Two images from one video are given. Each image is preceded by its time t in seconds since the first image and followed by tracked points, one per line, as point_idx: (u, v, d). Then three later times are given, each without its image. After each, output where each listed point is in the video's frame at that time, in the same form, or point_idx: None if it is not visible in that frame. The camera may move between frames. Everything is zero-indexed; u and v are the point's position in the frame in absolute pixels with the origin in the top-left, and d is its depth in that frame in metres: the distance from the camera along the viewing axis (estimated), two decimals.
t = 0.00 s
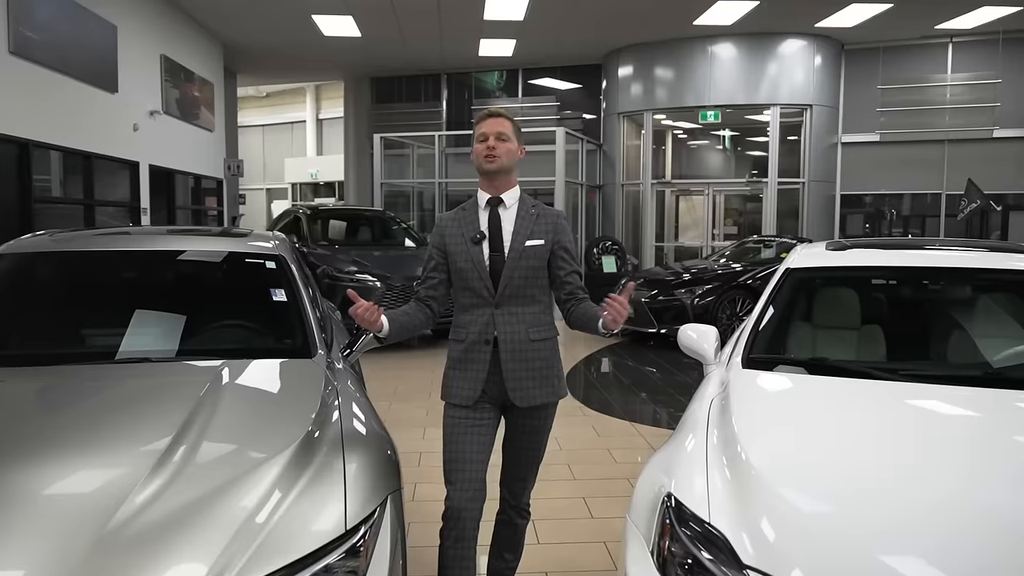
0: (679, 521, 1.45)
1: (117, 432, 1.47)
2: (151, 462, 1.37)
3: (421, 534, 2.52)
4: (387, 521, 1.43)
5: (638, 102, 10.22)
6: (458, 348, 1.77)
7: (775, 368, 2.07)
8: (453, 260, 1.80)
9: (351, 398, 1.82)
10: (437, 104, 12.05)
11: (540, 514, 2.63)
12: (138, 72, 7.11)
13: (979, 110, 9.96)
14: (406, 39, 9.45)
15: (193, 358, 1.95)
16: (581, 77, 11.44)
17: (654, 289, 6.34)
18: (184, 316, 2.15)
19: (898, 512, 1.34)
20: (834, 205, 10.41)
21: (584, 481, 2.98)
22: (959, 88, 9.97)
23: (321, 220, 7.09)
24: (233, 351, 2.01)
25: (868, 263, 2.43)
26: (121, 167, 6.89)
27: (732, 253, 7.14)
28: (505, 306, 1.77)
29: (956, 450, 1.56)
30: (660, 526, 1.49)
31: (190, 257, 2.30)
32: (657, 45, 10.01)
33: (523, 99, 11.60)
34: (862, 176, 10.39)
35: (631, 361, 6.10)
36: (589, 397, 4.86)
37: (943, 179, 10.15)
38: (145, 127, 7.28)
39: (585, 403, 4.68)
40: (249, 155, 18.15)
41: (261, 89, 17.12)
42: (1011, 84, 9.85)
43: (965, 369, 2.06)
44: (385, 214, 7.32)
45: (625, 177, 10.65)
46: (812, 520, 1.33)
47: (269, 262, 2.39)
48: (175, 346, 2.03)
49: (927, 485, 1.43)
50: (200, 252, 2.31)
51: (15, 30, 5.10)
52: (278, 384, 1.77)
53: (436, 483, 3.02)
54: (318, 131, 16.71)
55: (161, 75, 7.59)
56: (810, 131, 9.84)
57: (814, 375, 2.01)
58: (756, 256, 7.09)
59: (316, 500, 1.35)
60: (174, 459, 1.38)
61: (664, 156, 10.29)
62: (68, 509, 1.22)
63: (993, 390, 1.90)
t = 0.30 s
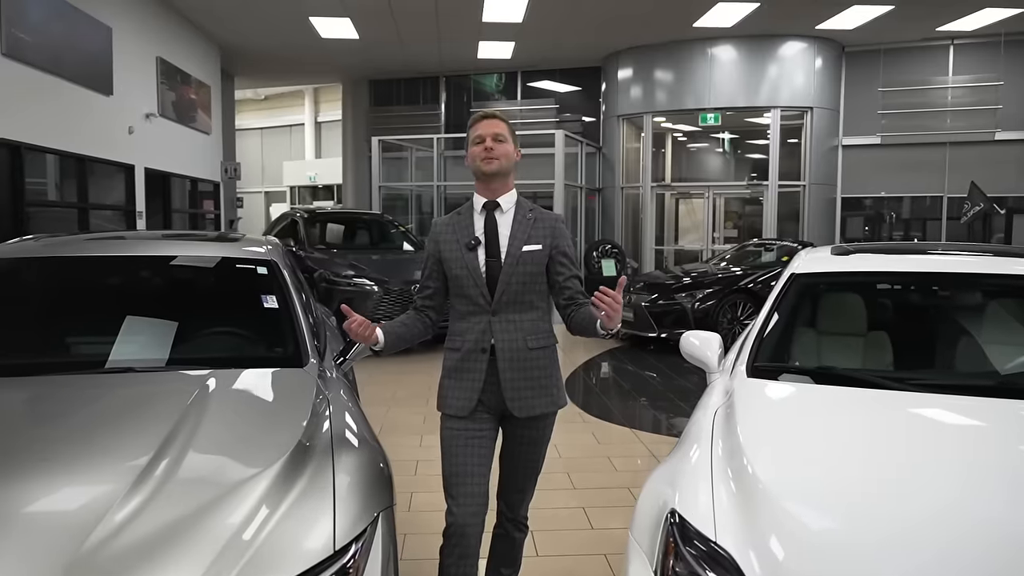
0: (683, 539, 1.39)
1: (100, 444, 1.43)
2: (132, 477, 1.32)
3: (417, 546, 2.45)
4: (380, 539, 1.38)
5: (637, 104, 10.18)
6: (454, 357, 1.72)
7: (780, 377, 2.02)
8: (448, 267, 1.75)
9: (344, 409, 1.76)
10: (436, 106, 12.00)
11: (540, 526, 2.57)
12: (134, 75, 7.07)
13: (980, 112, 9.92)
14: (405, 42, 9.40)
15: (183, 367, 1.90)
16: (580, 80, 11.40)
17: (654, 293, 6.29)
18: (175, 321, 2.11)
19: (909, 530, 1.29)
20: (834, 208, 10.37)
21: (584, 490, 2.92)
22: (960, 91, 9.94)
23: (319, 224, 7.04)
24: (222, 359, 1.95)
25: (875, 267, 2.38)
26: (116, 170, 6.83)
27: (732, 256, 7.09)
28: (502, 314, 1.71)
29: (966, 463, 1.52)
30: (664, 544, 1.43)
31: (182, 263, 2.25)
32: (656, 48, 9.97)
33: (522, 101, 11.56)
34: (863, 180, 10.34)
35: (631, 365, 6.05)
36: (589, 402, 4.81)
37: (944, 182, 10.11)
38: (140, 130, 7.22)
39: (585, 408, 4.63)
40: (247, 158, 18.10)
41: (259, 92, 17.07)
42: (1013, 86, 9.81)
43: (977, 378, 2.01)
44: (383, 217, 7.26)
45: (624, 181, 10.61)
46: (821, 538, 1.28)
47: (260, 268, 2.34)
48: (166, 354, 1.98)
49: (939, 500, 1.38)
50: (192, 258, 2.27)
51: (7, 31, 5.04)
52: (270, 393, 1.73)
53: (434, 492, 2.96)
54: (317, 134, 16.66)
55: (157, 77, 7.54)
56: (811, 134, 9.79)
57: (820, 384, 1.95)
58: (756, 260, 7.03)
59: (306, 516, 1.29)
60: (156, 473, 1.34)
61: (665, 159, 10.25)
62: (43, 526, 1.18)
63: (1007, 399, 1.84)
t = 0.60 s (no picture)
0: (691, 555, 1.34)
1: (82, 454, 1.38)
2: (112, 488, 1.27)
3: (414, 556, 2.38)
4: (373, 553, 1.32)
5: (637, 107, 10.14)
6: (452, 362, 1.66)
7: (787, 383, 1.96)
8: (446, 269, 1.69)
9: (337, 417, 1.71)
10: (434, 108, 11.95)
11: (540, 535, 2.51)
12: (130, 76, 7.02)
13: (982, 114, 9.89)
14: (403, 43, 9.36)
15: (173, 374, 1.84)
16: (580, 82, 11.36)
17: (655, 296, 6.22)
18: (168, 325, 2.06)
19: (926, 544, 1.24)
20: (835, 210, 10.32)
21: (584, 498, 2.87)
22: (961, 92, 9.91)
23: (317, 227, 6.98)
24: (212, 365, 1.90)
25: (881, 270, 2.32)
26: (111, 173, 6.78)
27: (733, 259, 7.04)
28: (502, 318, 1.66)
29: (978, 470, 1.47)
30: (671, 559, 1.38)
31: (174, 266, 2.19)
32: (656, 49, 9.93)
33: (521, 103, 11.51)
34: (864, 182, 10.30)
35: (631, 369, 5.99)
36: (589, 407, 4.75)
37: (946, 185, 10.07)
38: (136, 132, 7.18)
39: (585, 413, 4.57)
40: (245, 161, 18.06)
41: (258, 95, 17.04)
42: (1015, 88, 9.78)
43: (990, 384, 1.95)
44: (381, 220, 7.20)
45: (624, 183, 10.56)
46: (834, 553, 1.23)
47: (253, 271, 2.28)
48: (157, 359, 1.92)
49: (953, 511, 1.33)
50: (184, 261, 2.21)
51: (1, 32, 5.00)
52: (265, 399, 1.69)
53: (431, 500, 2.89)
54: (316, 137, 16.62)
55: (154, 78, 7.50)
56: (811, 136, 9.76)
57: (829, 389, 1.90)
58: (757, 262, 6.98)
59: (294, 529, 1.24)
60: (137, 484, 1.29)
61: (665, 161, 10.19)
62: (21, 540, 1.13)
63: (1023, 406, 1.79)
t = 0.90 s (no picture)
0: None
1: (64, 467, 1.34)
2: (87, 504, 1.22)
3: (411, 568, 2.32)
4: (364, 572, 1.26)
5: (638, 109, 10.10)
6: (450, 370, 1.60)
7: (794, 390, 1.89)
8: (444, 272, 1.62)
9: (331, 429, 1.64)
10: (433, 110, 11.90)
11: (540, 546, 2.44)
12: (125, 78, 6.97)
13: (986, 116, 9.83)
14: (402, 45, 9.32)
15: (160, 383, 1.78)
16: (580, 84, 11.32)
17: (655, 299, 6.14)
18: (158, 329, 2.00)
19: (944, 560, 1.19)
20: (837, 213, 10.26)
21: (586, 507, 2.80)
22: (964, 94, 9.83)
23: (314, 230, 6.89)
24: (201, 373, 1.83)
25: (891, 274, 2.26)
26: (106, 174, 6.72)
27: (734, 262, 6.99)
28: (503, 324, 1.60)
29: (1007, 489, 1.39)
30: None
31: (166, 268, 2.12)
32: (656, 51, 9.90)
33: (520, 105, 11.45)
34: (865, 185, 10.25)
35: (632, 373, 5.93)
36: (589, 411, 4.69)
37: (949, 187, 10.01)
38: (132, 133, 7.12)
39: (585, 418, 4.51)
40: (244, 164, 18.01)
41: (257, 97, 16.99)
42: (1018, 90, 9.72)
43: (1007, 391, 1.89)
44: (380, 223, 7.15)
45: (625, 185, 10.51)
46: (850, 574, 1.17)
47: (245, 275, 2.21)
48: (146, 367, 1.86)
49: (972, 529, 1.27)
50: (176, 264, 2.14)
51: None
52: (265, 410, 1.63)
53: (428, 509, 2.83)
54: (314, 139, 16.56)
55: (150, 80, 7.44)
56: (813, 138, 9.70)
57: (839, 396, 1.83)
58: (758, 265, 6.92)
59: (282, 547, 1.18)
60: (114, 499, 1.24)
61: (665, 163, 10.13)
62: None
63: None
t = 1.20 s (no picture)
0: None
1: (43, 483, 1.28)
2: (63, 524, 1.17)
3: None
4: None
5: (639, 110, 10.05)
6: (448, 382, 1.53)
7: (805, 400, 1.82)
8: (442, 279, 1.55)
9: (324, 444, 1.58)
10: (433, 112, 11.84)
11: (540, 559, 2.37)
12: (121, 79, 6.91)
13: (990, 117, 9.77)
14: (401, 46, 9.26)
15: (148, 394, 1.71)
16: (580, 86, 11.26)
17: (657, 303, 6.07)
18: (150, 336, 1.94)
19: None
20: (840, 216, 10.19)
21: (587, 518, 2.73)
22: (967, 95, 9.80)
23: (312, 232, 6.80)
24: (190, 383, 1.76)
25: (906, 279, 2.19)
26: (101, 176, 6.65)
27: (736, 265, 6.92)
28: (502, 335, 1.53)
29: None
30: None
31: (157, 273, 2.05)
32: (657, 53, 9.84)
33: (520, 106, 11.40)
34: (867, 187, 10.20)
35: (633, 377, 5.87)
36: (590, 417, 4.62)
37: (952, 189, 9.95)
38: (128, 134, 7.06)
39: (586, 423, 4.44)
40: (242, 166, 17.96)
41: (255, 99, 16.94)
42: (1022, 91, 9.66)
43: None
44: (378, 225, 7.09)
45: (626, 187, 10.46)
46: None
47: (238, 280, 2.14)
48: (134, 377, 1.79)
49: (1002, 552, 1.20)
50: (168, 268, 2.07)
51: None
52: (271, 425, 1.57)
53: (426, 521, 2.75)
54: (314, 141, 16.50)
55: (147, 81, 7.38)
56: (816, 140, 9.64)
57: (853, 408, 1.76)
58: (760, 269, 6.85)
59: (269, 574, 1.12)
60: (91, 520, 1.18)
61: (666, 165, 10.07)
62: None
63: None
